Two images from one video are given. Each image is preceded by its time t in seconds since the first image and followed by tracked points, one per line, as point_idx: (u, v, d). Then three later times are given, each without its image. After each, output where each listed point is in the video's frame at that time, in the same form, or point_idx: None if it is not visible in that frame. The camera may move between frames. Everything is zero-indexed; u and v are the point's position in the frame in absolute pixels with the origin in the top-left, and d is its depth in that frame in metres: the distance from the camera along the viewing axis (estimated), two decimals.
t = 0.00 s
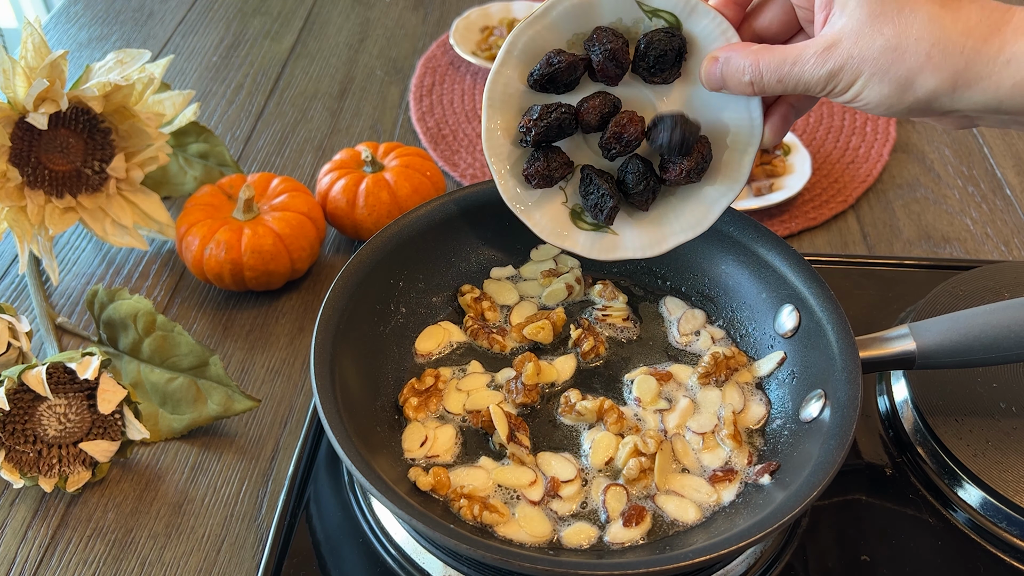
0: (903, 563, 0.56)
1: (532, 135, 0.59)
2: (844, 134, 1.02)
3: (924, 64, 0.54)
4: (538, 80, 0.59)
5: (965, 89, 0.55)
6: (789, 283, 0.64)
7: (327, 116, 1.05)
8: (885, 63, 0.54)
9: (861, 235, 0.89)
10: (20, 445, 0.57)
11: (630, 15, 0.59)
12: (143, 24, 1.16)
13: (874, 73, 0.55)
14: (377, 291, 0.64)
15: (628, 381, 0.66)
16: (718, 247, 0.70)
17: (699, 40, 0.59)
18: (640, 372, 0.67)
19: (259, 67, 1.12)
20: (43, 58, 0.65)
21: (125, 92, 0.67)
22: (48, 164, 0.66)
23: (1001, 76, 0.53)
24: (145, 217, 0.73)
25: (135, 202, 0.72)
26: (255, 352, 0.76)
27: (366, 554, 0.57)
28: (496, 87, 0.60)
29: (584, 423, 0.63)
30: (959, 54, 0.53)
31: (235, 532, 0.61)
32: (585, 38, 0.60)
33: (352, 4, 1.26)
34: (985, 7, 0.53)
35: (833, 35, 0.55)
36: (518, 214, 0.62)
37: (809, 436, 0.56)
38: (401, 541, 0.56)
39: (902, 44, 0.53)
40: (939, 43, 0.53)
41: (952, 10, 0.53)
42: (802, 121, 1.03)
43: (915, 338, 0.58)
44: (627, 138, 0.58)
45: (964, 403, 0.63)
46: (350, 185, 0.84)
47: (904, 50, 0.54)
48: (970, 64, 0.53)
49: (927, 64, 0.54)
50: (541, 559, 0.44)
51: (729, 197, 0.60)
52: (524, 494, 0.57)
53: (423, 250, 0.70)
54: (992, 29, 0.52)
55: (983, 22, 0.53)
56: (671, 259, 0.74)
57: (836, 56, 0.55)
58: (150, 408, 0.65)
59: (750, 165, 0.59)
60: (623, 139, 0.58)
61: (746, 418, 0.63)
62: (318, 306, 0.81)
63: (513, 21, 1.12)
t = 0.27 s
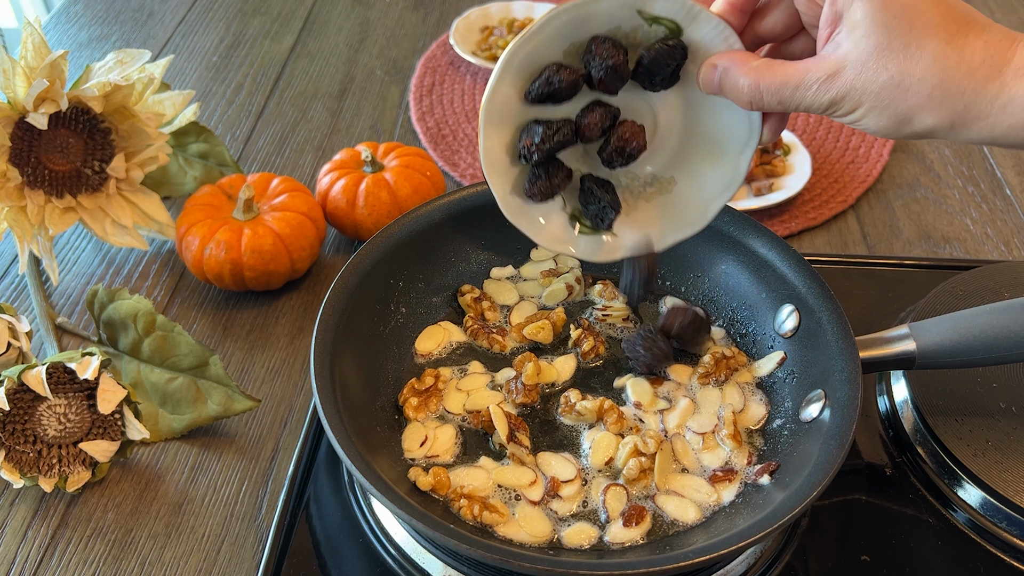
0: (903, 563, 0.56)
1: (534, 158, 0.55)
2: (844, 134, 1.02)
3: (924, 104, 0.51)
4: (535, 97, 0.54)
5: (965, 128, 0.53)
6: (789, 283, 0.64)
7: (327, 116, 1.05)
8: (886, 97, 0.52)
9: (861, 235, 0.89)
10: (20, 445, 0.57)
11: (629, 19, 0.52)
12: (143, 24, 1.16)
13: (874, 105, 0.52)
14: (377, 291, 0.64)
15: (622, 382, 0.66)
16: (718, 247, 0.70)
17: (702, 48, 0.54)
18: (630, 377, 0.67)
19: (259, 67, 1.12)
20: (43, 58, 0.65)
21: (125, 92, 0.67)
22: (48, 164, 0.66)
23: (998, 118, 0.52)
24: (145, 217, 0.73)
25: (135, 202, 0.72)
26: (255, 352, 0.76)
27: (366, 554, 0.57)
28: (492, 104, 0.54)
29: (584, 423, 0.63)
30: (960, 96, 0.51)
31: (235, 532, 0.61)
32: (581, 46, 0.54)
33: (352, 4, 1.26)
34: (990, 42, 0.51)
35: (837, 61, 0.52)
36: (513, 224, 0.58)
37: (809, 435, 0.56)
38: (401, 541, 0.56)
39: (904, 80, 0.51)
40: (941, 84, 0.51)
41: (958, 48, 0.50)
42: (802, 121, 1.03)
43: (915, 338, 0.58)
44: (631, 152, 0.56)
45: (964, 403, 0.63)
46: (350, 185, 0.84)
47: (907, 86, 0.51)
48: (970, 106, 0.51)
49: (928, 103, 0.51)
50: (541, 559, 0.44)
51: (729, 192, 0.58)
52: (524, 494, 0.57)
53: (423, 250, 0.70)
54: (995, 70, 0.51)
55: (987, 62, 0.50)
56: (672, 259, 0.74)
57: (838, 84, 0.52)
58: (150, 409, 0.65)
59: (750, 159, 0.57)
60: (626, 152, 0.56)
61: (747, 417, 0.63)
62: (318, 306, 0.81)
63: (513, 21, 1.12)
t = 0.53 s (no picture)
0: (903, 563, 0.56)
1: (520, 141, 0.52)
2: (844, 134, 1.02)
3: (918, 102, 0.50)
4: (524, 77, 0.51)
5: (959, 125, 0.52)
6: (789, 283, 0.64)
7: (327, 116, 1.05)
8: (880, 95, 0.50)
9: (861, 235, 0.89)
10: (20, 445, 0.57)
11: (622, 1, 0.50)
12: (143, 24, 1.16)
13: (867, 100, 0.51)
14: (377, 292, 0.64)
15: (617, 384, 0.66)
16: (718, 247, 0.70)
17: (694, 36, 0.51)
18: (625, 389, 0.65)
19: (259, 67, 1.12)
20: (43, 58, 0.65)
21: (125, 92, 0.67)
22: (48, 163, 0.66)
23: (990, 117, 0.51)
24: (145, 217, 0.73)
25: (135, 202, 0.72)
26: (255, 352, 0.76)
27: (366, 554, 0.57)
28: (481, 81, 0.50)
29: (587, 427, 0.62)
30: (954, 95, 0.50)
31: (235, 532, 0.61)
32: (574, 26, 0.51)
33: (352, 4, 1.27)
34: (987, 40, 0.49)
35: (832, 53, 0.50)
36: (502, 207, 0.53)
37: (809, 436, 0.56)
38: (401, 541, 0.56)
39: (900, 79, 0.49)
40: (937, 85, 0.50)
41: (956, 50, 0.49)
42: (802, 121, 1.03)
43: (915, 338, 0.58)
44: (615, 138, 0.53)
45: (963, 403, 0.63)
46: (350, 185, 0.84)
47: (901, 85, 0.50)
48: (963, 106, 0.51)
49: (921, 102, 0.50)
50: (541, 559, 0.44)
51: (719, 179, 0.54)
52: (523, 494, 0.57)
53: (423, 250, 0.70)
54: (991, 68, 0.50)
55: (982, 60, 0.49)
56: (672, 259, 0.74)
57: (832, 78, 0.50)
58: (150, 409, 0.65)
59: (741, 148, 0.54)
60: (613, 138, 0.53)
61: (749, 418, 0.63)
62: (318, 306, 0.81)
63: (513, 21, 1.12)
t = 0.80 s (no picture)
0: (904, 563, 0.56)
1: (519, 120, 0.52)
2: (844, 134, 1.02)
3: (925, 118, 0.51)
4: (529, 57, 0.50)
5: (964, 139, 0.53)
6: (789, 283, 0.64)
7: (327, 116, 1.05)
8: (889, 107, 0.50)
9: (861, 235, 0.89)
10: (20, 445, 0.57)
11: None
12: (143, 24, 1.16)
13: (875, 110, 0.51)
14: (377, 292, 0.64)
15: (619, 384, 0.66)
16: (717, 247, 0.70)
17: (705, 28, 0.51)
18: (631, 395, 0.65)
19: (259, 67, 1.12)
20: (43, 58, 0.65)
21: (125, 92, 0.67)
22: (48, 163, 0.66)
23: (996, 135, 0.52)
24: (145, 217, 0.73)
25: (135, 202, 0.72)
26: (255, 352, 0.76)
27: (366, 554, 0.57)
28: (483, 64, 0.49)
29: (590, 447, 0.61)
30: (962, 112, 0.51)
31: (234, 532, 0.61)
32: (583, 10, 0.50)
33: (352, 4, 1.27)
34: (1000, 58, 0.50)
35: (844, 61, 0.49)
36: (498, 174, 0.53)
37: (809, 435, 0.56)
38: (401, 541, 0.56)
39: (910, 94, 0.49)
40: (946, 100, 0.50)
41: (968, 63, 0.49)
42: (802, 121, 1.03)
43: (916, 338, 0.58)
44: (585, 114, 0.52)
45: (963, 403, 0.63)
46: (350, 185, 0.84)
47: (911, 99, 0.50)
48: (969, 123, 0.51)
49: (929, 117, 0.51)
50: (541, 559, 0.44)
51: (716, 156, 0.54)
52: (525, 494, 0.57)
53: (423, 250, 0.70)
54: (999, 90, 0.50)
55: (992, 80, 0.50)
56: (672, 259, 0.74)
57: (842, 85, 0.50)
58: (150, 408, 0.65)
59: (740, 131, 0.54)
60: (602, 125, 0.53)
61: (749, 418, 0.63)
62: (318, 306, 0.81)
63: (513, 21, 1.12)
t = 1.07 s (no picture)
0: (903, 563, 0.56)
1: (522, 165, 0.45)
2: (844, 134, 1.02)
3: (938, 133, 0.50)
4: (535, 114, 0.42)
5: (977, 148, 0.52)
6: (789, 284, 0.64)
7: (327, 116, 1.05)
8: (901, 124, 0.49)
9: (861, 235, 0.89)
10: (20, 445, 0.57)
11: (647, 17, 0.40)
12: (143, 23, 1.16)
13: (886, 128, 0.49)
14: (377, 292, 0.64)
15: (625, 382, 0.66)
16: (718, 247, 0.70)
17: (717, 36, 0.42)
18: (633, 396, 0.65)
19: (259, 67, 1.12)
20: (43, 58, 0.65)
21: (125, 92, 0.67)
22: (48, 163, 0.66)
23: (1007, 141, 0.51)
24: (145, 217, 0.73)
25: (136, 202, 0.72)
26: (255, 352, 0.76)
27: (366, 554, 0.57)
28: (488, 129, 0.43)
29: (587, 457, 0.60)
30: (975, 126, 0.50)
31: (234, 532, 0.61)
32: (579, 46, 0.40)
33: (352, 4, 1.27)
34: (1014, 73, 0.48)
35: (858, 78, 0.46)
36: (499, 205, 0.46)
37: (809, 436, 0.56)
38: (401, 542, 0.56)
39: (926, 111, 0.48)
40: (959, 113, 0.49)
41: (981, 81, 0.48)
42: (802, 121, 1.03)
43: (915, 338, 0.58)
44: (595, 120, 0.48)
45: (963, 403, 0.63)
46: (350, 185, 0.84)
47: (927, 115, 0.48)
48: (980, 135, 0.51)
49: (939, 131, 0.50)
50: (541, 559, 0.44)
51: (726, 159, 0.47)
52: (525, 494, 0.57)
53: (423, 250, 0.70)
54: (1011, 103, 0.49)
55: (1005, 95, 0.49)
56: (672, 259, 0.74)
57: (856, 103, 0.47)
58: (150, 409, 0.65)
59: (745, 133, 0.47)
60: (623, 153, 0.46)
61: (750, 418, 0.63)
62: (318, 306, 0.81)
63: (513, 21, 1.12)
